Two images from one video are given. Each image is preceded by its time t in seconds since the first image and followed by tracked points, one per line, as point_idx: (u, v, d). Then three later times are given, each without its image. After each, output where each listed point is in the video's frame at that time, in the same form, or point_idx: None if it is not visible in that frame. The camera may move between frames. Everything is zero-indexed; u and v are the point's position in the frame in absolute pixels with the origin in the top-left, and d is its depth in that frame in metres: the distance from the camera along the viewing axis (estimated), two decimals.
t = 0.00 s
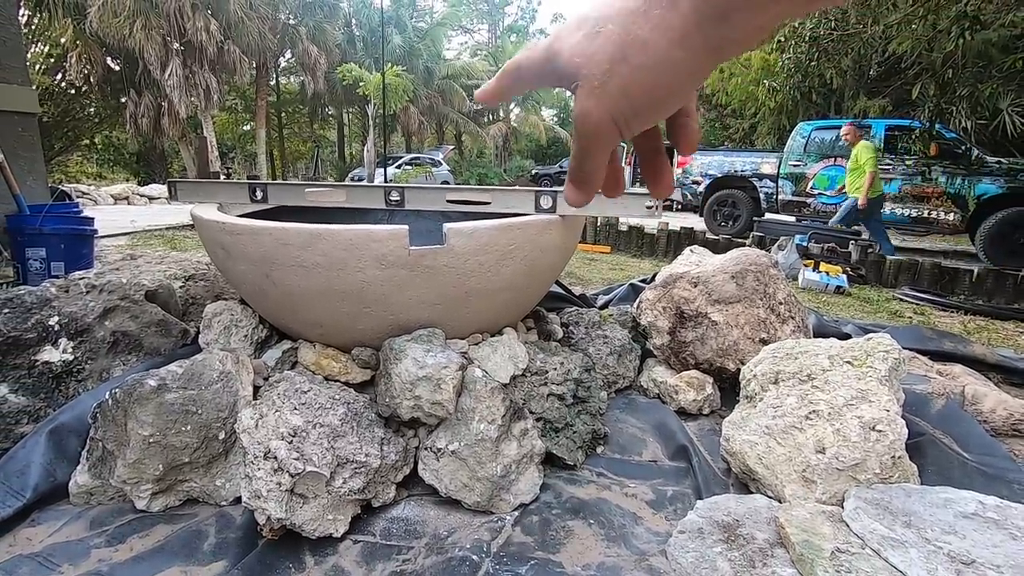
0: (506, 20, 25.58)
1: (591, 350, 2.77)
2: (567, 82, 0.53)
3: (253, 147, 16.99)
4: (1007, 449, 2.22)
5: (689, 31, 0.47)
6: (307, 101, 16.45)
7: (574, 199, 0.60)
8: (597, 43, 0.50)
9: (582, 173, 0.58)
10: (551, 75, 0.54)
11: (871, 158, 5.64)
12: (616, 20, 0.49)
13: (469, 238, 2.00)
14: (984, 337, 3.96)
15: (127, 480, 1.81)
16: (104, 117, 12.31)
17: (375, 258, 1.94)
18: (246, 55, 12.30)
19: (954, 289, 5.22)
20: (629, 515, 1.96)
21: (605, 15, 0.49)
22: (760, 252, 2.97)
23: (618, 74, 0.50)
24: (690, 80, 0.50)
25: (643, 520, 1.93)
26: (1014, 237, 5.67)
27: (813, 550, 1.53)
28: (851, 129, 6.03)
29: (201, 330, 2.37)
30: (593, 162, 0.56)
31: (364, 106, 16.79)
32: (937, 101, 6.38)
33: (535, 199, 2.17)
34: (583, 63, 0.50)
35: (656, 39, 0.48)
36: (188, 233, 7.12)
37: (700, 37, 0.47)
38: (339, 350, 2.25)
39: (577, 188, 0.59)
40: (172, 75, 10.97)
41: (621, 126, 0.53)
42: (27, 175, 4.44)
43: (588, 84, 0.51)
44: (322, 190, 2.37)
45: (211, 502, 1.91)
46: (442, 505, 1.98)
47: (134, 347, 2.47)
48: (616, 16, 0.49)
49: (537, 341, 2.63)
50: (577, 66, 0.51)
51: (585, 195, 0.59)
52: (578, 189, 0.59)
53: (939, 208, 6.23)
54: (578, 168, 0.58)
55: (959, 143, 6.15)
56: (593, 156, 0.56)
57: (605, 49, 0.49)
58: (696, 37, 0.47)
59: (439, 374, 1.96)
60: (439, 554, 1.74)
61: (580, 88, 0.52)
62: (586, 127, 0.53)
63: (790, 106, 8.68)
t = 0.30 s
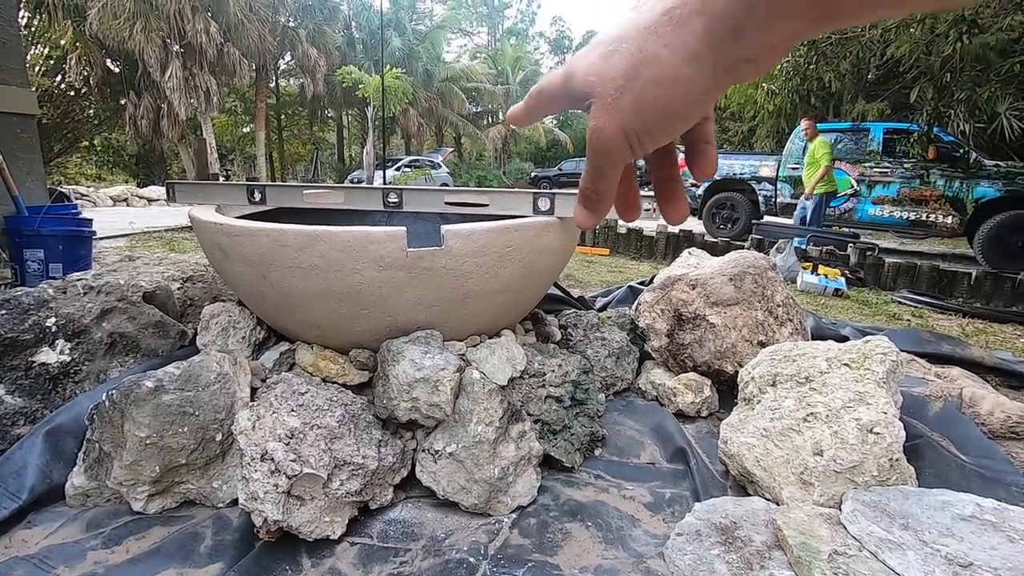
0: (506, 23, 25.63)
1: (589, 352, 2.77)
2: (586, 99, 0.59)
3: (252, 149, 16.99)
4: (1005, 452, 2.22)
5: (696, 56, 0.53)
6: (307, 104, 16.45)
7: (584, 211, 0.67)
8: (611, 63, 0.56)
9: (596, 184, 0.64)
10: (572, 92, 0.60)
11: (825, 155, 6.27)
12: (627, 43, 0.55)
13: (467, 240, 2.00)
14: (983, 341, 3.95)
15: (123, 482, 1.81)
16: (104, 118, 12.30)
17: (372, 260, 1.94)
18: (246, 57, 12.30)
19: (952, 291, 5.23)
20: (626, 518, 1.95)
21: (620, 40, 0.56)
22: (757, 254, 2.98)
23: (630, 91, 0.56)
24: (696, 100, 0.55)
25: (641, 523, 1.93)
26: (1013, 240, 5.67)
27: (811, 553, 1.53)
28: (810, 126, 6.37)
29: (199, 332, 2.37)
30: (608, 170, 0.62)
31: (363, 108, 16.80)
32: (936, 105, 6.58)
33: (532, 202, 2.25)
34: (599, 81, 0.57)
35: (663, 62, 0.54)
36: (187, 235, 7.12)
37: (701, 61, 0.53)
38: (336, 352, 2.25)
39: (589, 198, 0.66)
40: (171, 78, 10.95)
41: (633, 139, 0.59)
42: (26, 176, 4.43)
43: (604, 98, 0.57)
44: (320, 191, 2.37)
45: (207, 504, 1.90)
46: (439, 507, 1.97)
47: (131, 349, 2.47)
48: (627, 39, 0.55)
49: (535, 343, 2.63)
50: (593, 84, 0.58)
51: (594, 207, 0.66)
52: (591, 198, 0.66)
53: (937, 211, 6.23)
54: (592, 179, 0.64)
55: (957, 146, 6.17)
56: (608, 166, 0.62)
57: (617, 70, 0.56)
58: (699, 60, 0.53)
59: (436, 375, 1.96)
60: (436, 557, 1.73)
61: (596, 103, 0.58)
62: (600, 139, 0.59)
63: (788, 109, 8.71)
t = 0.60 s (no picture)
0: (506, 25, 25.67)
1: (589, 354, 2.77)
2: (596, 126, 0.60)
3: (253, 150, 16.99)
4: (1004, 455, 2.22)
5: (707, 81, 0.54)
6: (307, 105, 16.45)
7: (592, 230, 0.69)
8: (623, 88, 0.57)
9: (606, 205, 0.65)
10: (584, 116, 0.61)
11: (784, 160, 6.35)
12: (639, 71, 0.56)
13: (467, 241, 2.00)
14: (982, 344, 3.95)
15: (123, 483, 1.81)
16: (104, 119, 12.29)
17: (372, 262, 1.94)
18: (246, 59, 12.31)
19: (952, 294, 5.21)
20: (626, 520, 1.95)
21: (632, 64, 0.57)
22: (758, 256, 2.98)
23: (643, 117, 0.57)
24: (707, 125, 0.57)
25: (640, 525, 1.93)
26: (1013, 242, 5.68)
27: (810, 555, 1.53)
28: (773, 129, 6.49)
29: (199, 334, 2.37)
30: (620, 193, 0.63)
31: (364, 110, 16.81)
32: (935, 107, 6.61)
33: (532, 204, 2.21)
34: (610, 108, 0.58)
35: (674, 89, 0.55)
36: (187, 236, 7.12)
37: (714, 88, 0.54)
38: (336, 353, 2.25)
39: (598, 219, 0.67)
40: (172, 79, 10.99)
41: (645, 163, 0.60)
42: (26, 177, 4.43)
43: (615, 124, 0.58)
44: (320, 192, 2.37)
45: (207, 505, 1.90)
46: (439, 509, 1.97)
47: (131, 350, 2.47)
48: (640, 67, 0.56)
49: (534, 345, 2.63)
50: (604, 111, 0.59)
51: (603, 226, 0.67)
52: (600, 219, 0.67)
53: (937, 213, 6.22)
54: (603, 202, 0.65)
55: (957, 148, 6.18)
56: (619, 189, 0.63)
57: (630, 94, 0.57)
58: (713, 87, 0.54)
59: (436, 377, 1.96)
60: (436, 558, 1.73)
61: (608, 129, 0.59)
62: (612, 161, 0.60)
63: (788, 112, 8.72)
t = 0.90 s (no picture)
0: (508, 28, 25.73)
1: (590, 359, 2.77)
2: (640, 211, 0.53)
3: (255, 152, 17.01)
4: (1007, 461, 2.21)
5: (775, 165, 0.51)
6: (309, 107, 16.47)
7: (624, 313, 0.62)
8: (677, 170, 0.51)
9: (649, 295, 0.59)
10: (620, 198, 0.54)
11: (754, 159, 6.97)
12: (700, 151, 0.51)
13: (468, 246, 2.00)
14: (985, 349, 3.94)
15: (123, 487, 1.80)
16: (107, 121, 12.31)
17: (373, 266, 1.94)
18: (249, 61, 12.34)
19: (954, 299, 5.17)
20: (627, 526, 1.95)
21: (686, 151, 0.51)
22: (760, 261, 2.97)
23: (701, 205, 0.52)
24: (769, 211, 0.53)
25: (641, 531, 1.92)
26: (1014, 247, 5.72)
27: (813, 563, 1.52)
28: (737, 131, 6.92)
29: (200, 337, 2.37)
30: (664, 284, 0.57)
31: (366, 112, 16.83)
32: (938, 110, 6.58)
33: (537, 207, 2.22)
34: (661, 192, 0.52)
35: (743, 170, 0.51)
36: (189, 238, 7.12)
37: (785, 169, 0.51)
38: (337, 357, 2.25)
39: (636, 302, 0.61)
40: (175, 81, 11.02)
41: (698, 257, 0.54)
42: (29, 178, 4.44)
43: (667, 212, 0.52)
44: (322, 196, 2.37)
45: (207, 509, 1.89)
46: (439, 514, 1.97)
47: (133, 353, 2.47)
48: (702, 147, 0.51)
49: (535, 349, 2.63)
50: (650, 196, 0.52)
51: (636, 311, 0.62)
52: (635, 299, 0.61)
53: (939, 218, 6.19)
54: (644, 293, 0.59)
55: (959, 152, 6.11)
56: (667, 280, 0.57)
57: (688, 179, 0.51)
58: (785, 166, 0.51)
59: (437, 382, 1.96)
60: (436, 564, 1.73)
61: (657, 218, 0.53)
62: (660, 255, 0.54)
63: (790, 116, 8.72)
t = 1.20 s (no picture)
0: (508, 31, 25.81)
1: (587, 361, 2.77)
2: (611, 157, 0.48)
3: (256, 154, 17.03)
4: (1004, 465, 2.21)
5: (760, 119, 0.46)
6: (310, 110, 16.52)
7: (572, 280, 0.56)
8: (654, 110, 0.46)
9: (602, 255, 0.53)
10: (590, 144, 0.49)
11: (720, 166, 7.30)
12: (679, 89, 0.46)
13: (464, 248, 2.00)
14: (983, 352, 3.93)
15: (118, 488, 1.81)
16: (109, 123, 12.33)
17: (369, 268, 1.94)
18: (251, 64, 12.37)
19: (954, 302, 5.17)
20: (622, 528, 1.95)
21: (661, 93, 0.46)
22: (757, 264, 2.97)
23: (679, 154, 0.46)
24: (747, 167, 0.48)
25: (636, 534, 1.92)
26: (1014, 250, 5.70)
27: (806, 566, 1.52)
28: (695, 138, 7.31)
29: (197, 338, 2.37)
30: (626, 246, 0.50)
31: (367, 115, 16.86)
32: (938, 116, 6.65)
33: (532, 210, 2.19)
34: (636, 137, 0.46)
35: (728, 112, 0.46)
36: (190, 240, 7.13)
37: (774, 116, 0.47)
38: (333, 359, 2.25)
39: (585, 266, 0.55)
40: (177, 83, 11.06)
41: (670, 211, 0.48)
42: (30, 181, 4.45)
43: (642, 158, 0.46)
44: (319, 198, 2.38)
45: (202, 510, 1.89)
46: (434, 516, 1.97)
47: (129, 354, 2.45)
48: (684, 85, 0.46)
49: (532, 351, 2.63)
50: (626, 140, 0.47)
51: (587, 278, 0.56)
52: (585, 268, 0.55)
53: (939, 221, 6.20)
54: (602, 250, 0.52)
55: (959, 156, 6.16)
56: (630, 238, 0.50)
57: (666, 122, 0.46)
58: (772, 110, 0.46)
59: (433, 384, 1.97)
60: (431, 566, 1.73)
61: (628, 166, 0.47)
62: (631, 208, 0.47)
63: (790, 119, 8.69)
